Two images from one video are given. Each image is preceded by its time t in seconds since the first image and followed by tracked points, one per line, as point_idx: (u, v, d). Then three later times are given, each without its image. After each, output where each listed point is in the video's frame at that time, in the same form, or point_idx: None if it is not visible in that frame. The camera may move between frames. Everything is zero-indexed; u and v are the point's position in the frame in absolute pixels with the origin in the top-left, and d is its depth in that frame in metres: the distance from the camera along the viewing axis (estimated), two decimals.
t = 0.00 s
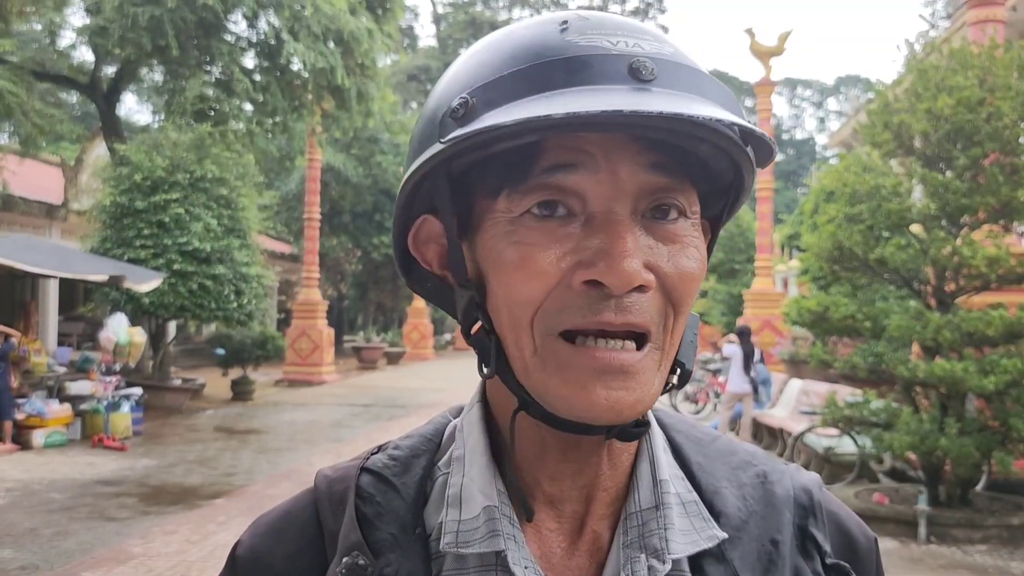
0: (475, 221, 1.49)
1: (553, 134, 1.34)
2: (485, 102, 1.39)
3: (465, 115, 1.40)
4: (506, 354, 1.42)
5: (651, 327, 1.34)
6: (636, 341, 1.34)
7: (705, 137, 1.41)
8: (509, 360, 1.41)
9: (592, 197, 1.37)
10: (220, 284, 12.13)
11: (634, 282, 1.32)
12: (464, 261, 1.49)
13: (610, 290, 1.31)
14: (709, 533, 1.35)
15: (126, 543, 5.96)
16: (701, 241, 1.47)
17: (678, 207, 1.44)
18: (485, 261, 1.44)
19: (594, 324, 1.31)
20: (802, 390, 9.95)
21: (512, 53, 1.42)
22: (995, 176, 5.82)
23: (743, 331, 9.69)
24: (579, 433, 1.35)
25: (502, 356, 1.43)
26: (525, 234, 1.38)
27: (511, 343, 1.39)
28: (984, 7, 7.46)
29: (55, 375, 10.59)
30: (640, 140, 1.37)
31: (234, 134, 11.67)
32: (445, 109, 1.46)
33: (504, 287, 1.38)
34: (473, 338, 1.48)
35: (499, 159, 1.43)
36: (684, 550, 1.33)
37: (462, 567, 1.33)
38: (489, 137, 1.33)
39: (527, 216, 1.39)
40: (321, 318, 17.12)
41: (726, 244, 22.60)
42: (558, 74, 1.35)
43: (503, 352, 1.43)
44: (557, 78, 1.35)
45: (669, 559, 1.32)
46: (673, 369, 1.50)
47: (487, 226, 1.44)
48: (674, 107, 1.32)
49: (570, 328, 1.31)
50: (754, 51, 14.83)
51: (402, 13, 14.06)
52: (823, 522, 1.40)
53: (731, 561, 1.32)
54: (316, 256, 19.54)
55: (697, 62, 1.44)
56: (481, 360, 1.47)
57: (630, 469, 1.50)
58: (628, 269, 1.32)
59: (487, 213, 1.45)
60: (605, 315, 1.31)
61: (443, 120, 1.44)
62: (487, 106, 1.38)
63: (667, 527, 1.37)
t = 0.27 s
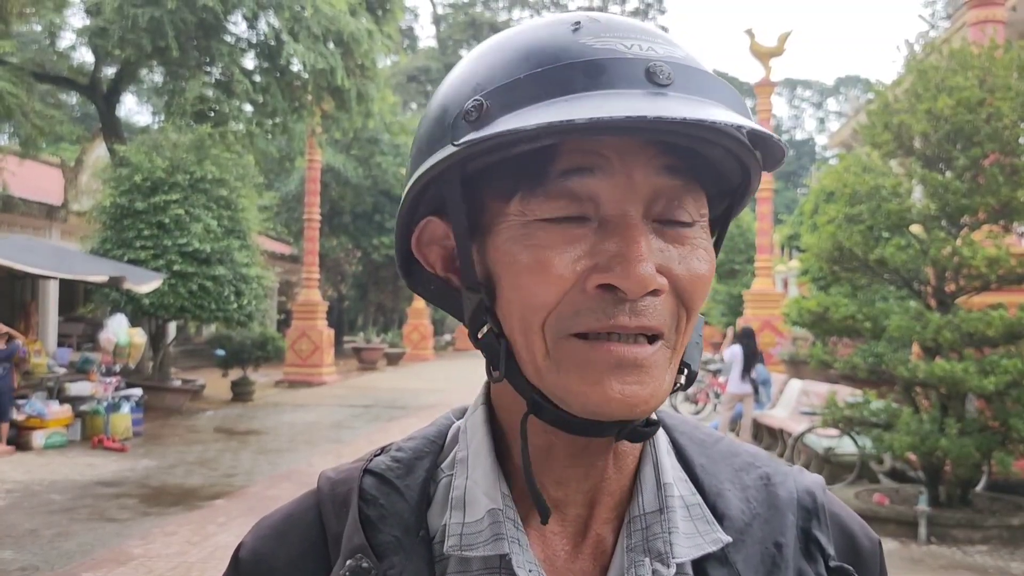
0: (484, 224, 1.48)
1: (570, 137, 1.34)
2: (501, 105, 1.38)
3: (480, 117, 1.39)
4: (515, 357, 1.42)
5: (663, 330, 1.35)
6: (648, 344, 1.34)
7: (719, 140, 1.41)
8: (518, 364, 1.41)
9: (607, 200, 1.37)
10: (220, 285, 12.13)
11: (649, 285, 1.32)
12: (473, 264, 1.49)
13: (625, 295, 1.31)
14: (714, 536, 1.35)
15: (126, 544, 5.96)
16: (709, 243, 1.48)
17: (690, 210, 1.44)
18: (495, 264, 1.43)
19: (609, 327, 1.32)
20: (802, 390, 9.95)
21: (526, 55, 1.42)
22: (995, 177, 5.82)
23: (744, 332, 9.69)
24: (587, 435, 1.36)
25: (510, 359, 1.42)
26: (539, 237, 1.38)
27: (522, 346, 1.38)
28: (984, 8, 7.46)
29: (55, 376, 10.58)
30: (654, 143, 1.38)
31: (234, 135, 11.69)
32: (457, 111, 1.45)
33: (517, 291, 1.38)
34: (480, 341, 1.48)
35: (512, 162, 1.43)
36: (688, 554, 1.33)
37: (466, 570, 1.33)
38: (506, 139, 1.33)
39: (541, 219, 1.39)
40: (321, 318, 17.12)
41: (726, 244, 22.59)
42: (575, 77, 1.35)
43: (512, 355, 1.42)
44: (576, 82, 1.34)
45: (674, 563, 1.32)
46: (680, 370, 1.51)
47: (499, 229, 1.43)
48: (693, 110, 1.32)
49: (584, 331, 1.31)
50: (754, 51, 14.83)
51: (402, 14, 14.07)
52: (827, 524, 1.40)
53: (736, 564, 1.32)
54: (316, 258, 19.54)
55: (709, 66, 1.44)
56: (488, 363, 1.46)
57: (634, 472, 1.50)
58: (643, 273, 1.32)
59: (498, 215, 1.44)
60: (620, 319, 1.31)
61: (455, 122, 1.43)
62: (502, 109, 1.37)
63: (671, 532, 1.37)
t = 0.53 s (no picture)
0: (472, 222, 1.50)
1: (541, 133, 1.35)
2: (477, 102, 1.41)
3: (458, 115, 1.42)
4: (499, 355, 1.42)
5: (639, 331, 1.34)
6: (625, 344, 1.34)
7: (700, 140, 1.40)
8: (500, 361, 1.42)
9: (582, 197, 1.37)
10: (220, 286, 12.12)
11: (619, 284, 1.32)
12: (460, 262, 1.50)
13: (595, 292, 1.31)
14: (714, 540, 1.36)
15: (126, 545, 5.96)
16: (698, 245, 1.46)
17: (674, 211, 1.43)
18: (477, 261, 1.45)
19: (581, 325, 1.32)
20: (802, 391, 9.96)
21: (509, 54, 1.43)
22: (994, 177, 5.82)
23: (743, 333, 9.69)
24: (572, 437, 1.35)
25: (493, 356, 1.44)
26: (515, 234, 1.39)
27: (502, 342, 1.39)
28: (984, 9, 7.47)
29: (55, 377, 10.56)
30: (630, 141, 1.37)
31: (234, 136, 11.74)
32: (442, 110, 1.48)
33: (495, 287, 1.39)
34: (468, 340, 1.49)
35: (494, 159, 1.45)
36: (689, 559, 1.34)
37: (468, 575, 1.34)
38: (478, 134, 1.35)
39: (517, 216, 1.41)
40: (321, 319, 17.12)
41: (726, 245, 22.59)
42: (548, 73, 1.36)
43: (494, 352, 1.43)
44: (546, 78, 1.36)
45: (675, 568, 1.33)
46: (668, 375, 1.49)
47: (481, 225, 1.45)
48: (661, 107, 1.31)
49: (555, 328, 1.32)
50: (753, 52, 14.83)
51: (402, 14, 14.08)
52: (828, 527, 1.40)
53: (735, 568, 1.32)
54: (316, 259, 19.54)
55: (695, 64, 1.43)
56: (475, 361, 1.48)
57: (633, 477, 1.50)
58: (612, 271, 1.32)
59: (482, 213, 1.46)
60: (589, 317, 1.31)
61: (440, 120, 1.47)
62: (479, 105, 1.39)
63: (672, 536, 1.37)
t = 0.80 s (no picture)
0: (468, 224, 1.50)
1: (534, 135, 1.35)
2: (470, 103, 1.41)
3: (452, 115, 1.42)
4: (495, 356, 1.43)
5: (638, 332, 1.34)
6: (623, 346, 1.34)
7: (697, 139, 1.40)
8: (497, 363, 1.42)
9: (578, 197, 1.37)
10: (220, 286, 12.12)
11: (615, 285, 1.32)
12: (457, 263, 1.50)
13: (591, 293, 1.31)
14: (716, 543, 1.36)
15: (127, 546, 5.96)
16: (697, 244, 1.46)
17: (671, 210, 1.44)
18: (473, 263, 1.45)
19: (578, 327, 1.32)
20: (802, 391, 9.96)
21: (504, 54, 1.44)
22: (994, 178, 5.83)
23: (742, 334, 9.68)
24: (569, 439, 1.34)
25: (489, 358, 1.44)
26: (511, 235, 1.40)
27: (499, 344, 1.40)
28: (983, 9, 7.47)
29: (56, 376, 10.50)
30: (626, 140, 1.38)
31: (234, 137, 11.67)
32: (437, 110, 1.49)
33: (491, 288, 1.40)
34: (466, 341, 1.49)
35: (489, 160, 1.45)
36: (692, 562, 1.34)
37: None
38: (473, 135, 1.35)
39: (513, 217, 1.41)
40: (321, 320, 17.12)
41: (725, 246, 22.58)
42: (541, 73, 1.36)
43: (491, 354, 1.44)
44: (539, 78, 1.36)
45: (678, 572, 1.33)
46: (669, 377, 1.48)
47: (477, 226, 1.45)
48: (657, 107, 1.32)
49: (552, 330, 1.32)
50: (753, 53, 14.84)
51: (402, 15, 14.10)
52: (831, 527, 1.40)
53: (738, 570, 1.33)
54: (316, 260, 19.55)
55: (689, 63, 1.43)
56: (472, 362, 1.48)
57: (635, 478, 1.49)
58: (608, 272, 1.32)
59: (478, 214, 1.47)
60: (587, 318, 1.31)
61: (434, 121, 1.47)
62: (474, 106, 1.40)
63: (674, 539, 1.38)
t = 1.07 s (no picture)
0: (479, 222, 1.50)
1: (550, 131, 1.35)
2: (484, 99, 1.41)
3: (466, 112, 1.42)
4: (507, 356, 1.43)
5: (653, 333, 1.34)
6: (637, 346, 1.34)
7: (713, 137, 1.40)
8: (508, 363, 1.42)
9: (593, 196, 1.37)
10: (220, 287, 12.12)
11: (630, 283, 1.32)
12: (468, 261, 1.50)
13: (608, 291, 1.31)
14: (728, 548, 1.36)
15: (127, 546, 5.96)
16: (711, 243, 1.46)
17: (686, 209, 1.44)
18: (486, 261, 1.45)
19: (593, 326, 1.32)
20: (802, 392, 9.96)
21: (518, 50, 1.44)
22: (994, 179, 5.83)
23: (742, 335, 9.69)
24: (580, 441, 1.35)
25: (501, 357, 1.44)
26: (525, 232, 1.40)
27: (511, 343, 1.40)
28: (983, 10, 7.47)
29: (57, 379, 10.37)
30: (641, 137, 1.38)
31: (234, 137, 11.61)
32: (448, 107, 1.49)
33: (504, 286, 1.40)
34: (475, 341, 1.49)
35: (502, 157, 1.45)
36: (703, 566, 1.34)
37: None
38: (488, 131, 1.35)
39: (526, 216, 1.41)
40: (320, 320, 17.12)
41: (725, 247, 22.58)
42: (556, 69, 1.37)
43: (503, 353, 1.44)
44: (555, 74, 1.36)
45: None
46: (680, 378, 1.49)
47: (490, 224, 1.45)
48: (673, 103, 1.32)
49: (567, 329, 1.32)
50: (753, 53, 14.84)
51: (401, 16, 14.10)
52: (843, 533, 1.41)
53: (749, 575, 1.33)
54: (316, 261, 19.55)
55: (705, 59, 1.44)
56: (483, 363, 1.48)
57: (645, 482, 1.50)
58: (625, 270, 1.32)
59: (490, 212, 1.47)
60: (603, 317, 1.31)
61: (446, 118, 1.47)
62: (488, 101, 1.40)
63: (686, 542, 1.38)
